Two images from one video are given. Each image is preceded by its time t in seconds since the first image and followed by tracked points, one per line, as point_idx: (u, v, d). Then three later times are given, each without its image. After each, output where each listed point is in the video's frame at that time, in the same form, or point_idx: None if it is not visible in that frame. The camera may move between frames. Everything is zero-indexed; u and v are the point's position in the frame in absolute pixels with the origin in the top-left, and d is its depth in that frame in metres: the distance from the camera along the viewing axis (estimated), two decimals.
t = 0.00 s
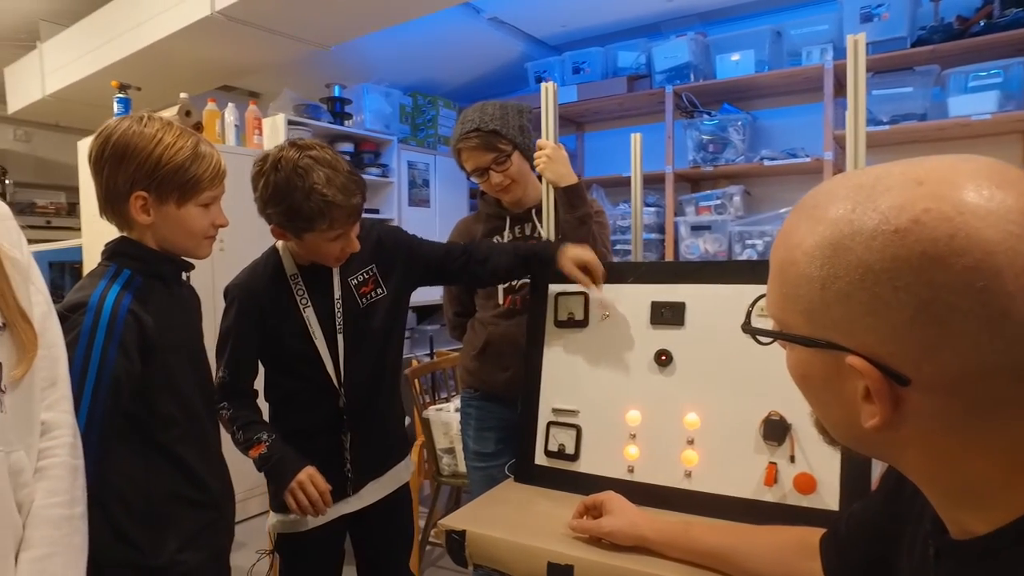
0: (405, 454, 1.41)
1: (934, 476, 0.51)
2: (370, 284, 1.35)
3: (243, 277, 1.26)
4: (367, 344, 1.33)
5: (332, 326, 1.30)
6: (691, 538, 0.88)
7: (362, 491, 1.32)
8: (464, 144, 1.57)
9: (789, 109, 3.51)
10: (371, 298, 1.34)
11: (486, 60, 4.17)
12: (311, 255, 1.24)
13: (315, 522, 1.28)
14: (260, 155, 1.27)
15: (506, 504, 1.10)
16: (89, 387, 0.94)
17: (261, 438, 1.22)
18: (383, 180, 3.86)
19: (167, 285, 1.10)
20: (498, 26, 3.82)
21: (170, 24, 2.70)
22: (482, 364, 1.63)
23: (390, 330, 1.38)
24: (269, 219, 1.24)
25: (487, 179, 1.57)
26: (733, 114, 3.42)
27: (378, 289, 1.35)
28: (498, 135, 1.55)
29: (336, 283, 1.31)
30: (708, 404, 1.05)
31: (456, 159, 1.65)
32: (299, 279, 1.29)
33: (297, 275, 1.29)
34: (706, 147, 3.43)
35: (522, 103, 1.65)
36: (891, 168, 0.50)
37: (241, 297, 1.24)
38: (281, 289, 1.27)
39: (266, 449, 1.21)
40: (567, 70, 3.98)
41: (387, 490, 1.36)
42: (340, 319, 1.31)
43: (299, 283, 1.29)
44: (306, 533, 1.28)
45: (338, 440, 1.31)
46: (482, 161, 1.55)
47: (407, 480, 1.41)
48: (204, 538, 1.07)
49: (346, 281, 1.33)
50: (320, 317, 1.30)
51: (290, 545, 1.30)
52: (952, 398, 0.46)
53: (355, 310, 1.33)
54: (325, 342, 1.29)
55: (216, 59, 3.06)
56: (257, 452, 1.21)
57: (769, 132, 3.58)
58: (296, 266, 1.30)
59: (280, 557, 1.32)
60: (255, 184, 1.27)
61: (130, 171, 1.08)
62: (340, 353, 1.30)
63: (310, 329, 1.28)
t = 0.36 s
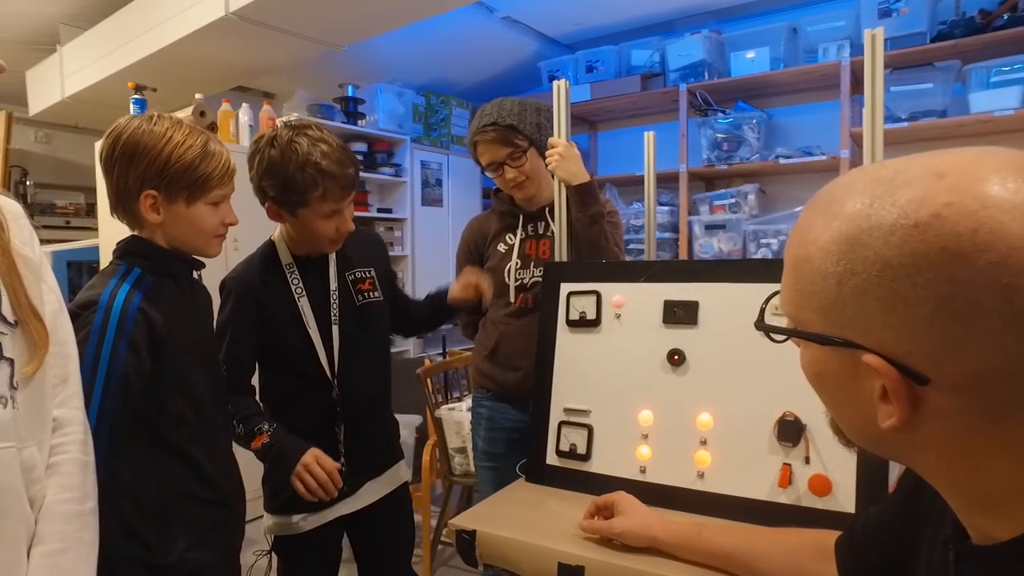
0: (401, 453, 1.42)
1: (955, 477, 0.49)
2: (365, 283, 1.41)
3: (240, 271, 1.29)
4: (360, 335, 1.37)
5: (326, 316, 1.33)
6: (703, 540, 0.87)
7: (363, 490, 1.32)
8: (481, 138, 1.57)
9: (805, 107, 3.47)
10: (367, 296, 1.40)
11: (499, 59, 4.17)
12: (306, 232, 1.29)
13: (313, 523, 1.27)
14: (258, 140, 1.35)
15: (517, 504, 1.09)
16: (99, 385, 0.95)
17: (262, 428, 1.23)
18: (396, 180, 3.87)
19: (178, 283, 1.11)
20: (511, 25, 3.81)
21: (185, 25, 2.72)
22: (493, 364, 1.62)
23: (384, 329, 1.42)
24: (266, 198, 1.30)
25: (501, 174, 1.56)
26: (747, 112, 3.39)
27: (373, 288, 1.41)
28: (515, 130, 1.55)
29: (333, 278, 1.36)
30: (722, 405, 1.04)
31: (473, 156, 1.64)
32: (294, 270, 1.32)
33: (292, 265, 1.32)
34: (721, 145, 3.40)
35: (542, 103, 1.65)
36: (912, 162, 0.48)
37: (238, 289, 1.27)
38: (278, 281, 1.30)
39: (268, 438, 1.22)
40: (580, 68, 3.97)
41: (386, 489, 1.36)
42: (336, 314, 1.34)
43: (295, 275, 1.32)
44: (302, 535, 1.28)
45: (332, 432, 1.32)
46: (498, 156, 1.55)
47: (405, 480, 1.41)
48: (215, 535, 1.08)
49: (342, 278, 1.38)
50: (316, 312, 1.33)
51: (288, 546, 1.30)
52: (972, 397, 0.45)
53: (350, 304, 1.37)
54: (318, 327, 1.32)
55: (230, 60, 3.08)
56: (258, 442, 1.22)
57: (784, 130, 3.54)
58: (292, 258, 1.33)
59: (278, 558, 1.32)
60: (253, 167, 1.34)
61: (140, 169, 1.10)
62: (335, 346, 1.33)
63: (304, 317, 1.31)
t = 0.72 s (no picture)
0: (401, 452, 1.41)
1: (968, 484, 0.48)
2: (364, 284, 1.43)
3: (244, 267, 1.29)
4: (360, 333, 1.39)
5: (328, 315, 1.34)
6: (713, 544, 0.86)
7: (365, 490, 1.32)
8: (491, 139, 1.56)
9: (818, 106, 3.44)
10: (367, 297, 1.42)
11: (510, 59, 4.17)
12: (312, 225, 1.30)
13: (318, 522, 1.27)
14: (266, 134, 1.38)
15: (526, 506, 1.08)
16: (110, 386, 0.96)
17: (265, 428, 1.20)
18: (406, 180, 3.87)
19: (187, 284, 1.12)
20: (522, 25, 3.80)
21: (198, 27, 2.74)
22: (501, 365, 1.62)
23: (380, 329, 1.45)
24: (273, 191, 1.32)
25: (510, 176, 1.55)
26: (759, 111, 3.36)
27: (372, 290, 1.44)
28: (524, 131, 1.54)
29: (334, 277, 1.37)
30: (733, 407, 1.03)
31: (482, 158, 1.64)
32: (298, 267, 1.33)
33: (295, 261, 1.33)
34: (732, 145, 3.38)
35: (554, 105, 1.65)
36: (926, 162, 0.48)
37: (244, 284, 1.26)
38: (281, 278, 1.30)
39: (273, 437, 1.19)
40: (591, 68, 3.95)
41: (387, 489, 1.36)
42: (337, 312, 1.35)
43: (298, 272, 1.33)
44: (303, 536, 1.28)
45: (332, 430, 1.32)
46: (507, 156, 1.54)
47: (406, 480, 1.41)
48: (224, 536, 1.08)
49: (342, 278, 1.40)
50: (318, 310, 1.33)
51: (289, 548, 1.30)
52: (988, 403, 0.44)
53: (350, 303, 1.39)
54: (321, 325, 1.33)
55: (241, 61, 3.09)
56: (262, 442, 1.19)
57: (796, 129, 3.51)
58: (295, 254, 1.33)
59: (280, 559, 1.32)
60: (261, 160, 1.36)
61: (151, 170, 1.11)
62: (335, 343, 1.34)
63: (307, 313, 1.31)
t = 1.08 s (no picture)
0: (412, 455, 1.41)
1: (995, 497, 0.47)
2: (374, 287, 1.43)
3: (255, 268, 1.29)
4: (369, 336, 1.39)
5: (339, 316, 1.34)
6: (730, 551, 0.85)
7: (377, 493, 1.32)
8: (507, 130, 1.57)
9: (835, 105, 3.40)
10: (377, 299, 1.42)
11: (524, 60, 4.16)
12: (327, 221, 1.31)
13: (329, 526, 1.27)
14: (281, 134, 1.41)
15: (540, 510, 1.08)
16: (126, 390, 0.97)
17: (302, 414, 1.20)
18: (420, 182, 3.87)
19: (203, 287, 1.12)
20: (535, 25, 3.77)
21: (214, 31, 2.76)
22: (516, 367, 1.61)
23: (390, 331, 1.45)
24: (289, 189, 1.34)
25: (519, 169, 1.56)
26: (775, 111, 3.32)
27: (382, 293, 1.44)
28: (541, 129, 1.53)
29: (344, 278, 1.37)
30: (750, 412, 1.01)
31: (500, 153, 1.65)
32: (308, 267, 1.32)
33: (306, 262, 1.32)
34: (748, 145, 3.35)
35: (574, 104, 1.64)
36: (954, 167, 0.46)
37: (257, 285, 1.26)
38: (293, 279, 1.30)
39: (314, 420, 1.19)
40: (605, 68, 3.94)
41: (399, 492, 1.36)
42: (347, 313, 1.35)
43: (309, 272, 1.32)
44: (315, 540, 1.28)
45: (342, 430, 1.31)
46: (519, 151, 1.55)
47: (417, 483, 1.41)
48: (239, 539, 1.08)
49: (353, 281, 1.40)
50: (328, 312, 1.33)
51: (301, 552, 1.30)
52: (1019, 414, 0.42)
53: (359, 305, 1.39)
54: (332, 327, 1.32)
55: (257, 64, 3.11)
56: (303, 429, 1.19)
57: (813, 129, 3.48)
58: (307, 255, 1.33)
59: (292, 562, 1.33)
60: (276, 161, 1.39)
61: (169, 175, 1.12)
62: (345, 344, 1.33)
63: (317, 315, 1.31)
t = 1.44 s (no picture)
0: (432, 457, 1.41)
1: None
2: (394, 289, 1.44)
3: (276, 269, 1.30)
4: (389, 338, 1.39)
5: (359, 316, 1.34)
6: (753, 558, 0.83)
7: (396, 495, 1.32)
8: (540, 123, 1.57)
9: (861, 103, 3.34)
10: (397, 301, 1.42)
11: (544, 60, 4.15)
12: (350, 218, 1.32)
13: (348, 529, 1.27)
14: (304, 133, 1.42)
15: (560, 513, 1.07)
16: (150, 392, 0.98)
17: (313, 402, 1.21)
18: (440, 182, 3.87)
19: (227, 290, 1.14)
20: (554, 25, 3.75)
21: (236, 35, 2.80)
22: (537, 368, 1.60)
23: (410, 333, 1.45)
24: (312, 187, 1.35)
25: (547, 164, 1.57)
26: (799, 109, 3.27)
27: (401, 295, 1.44)
28: (572, 125, 1.54)
29: (365, 278, 1.38)
30: (774, 416, 1.00)
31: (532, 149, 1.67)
32: (329, 268, 1.33)
33: (328, 262, 1.33)
34: (770, 145, 3.30)
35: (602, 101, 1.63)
36: (995, 170, 0.45)
37: (279, 284, 1.27)
38: (314, 278, 1.30)
39: (323, 408, 1.20)
40: (626, 68, 3.91)
41: (418, 495, 1.36)
42: (367, 313, 1.35)
43: (330, 271, 1.33)
44: (336, 542, 1.29)
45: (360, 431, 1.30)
46: (548, 145, 1.56)
47: (436, 485, 1.41)
48: (260, 539, 1.09)
49: (374, 282, 1.40)
50: (349, 312, 1.33)
51: (322, 553, 1.31)
52: None
53: (380, 307, 1.39)
54: (352, 328, 1.33)
55: (278, 66, 3.14)
56: (314, 417, 1.20)
57: (837, 127, 3.42)
58: (328, 255, 1.34)
59: (313, 563, 1.33)
60: (299, 159, 1.40)
61: (193, 178, 1.14)
62: (365, 345, 1.34)
63: (338, 317, 1.31)
